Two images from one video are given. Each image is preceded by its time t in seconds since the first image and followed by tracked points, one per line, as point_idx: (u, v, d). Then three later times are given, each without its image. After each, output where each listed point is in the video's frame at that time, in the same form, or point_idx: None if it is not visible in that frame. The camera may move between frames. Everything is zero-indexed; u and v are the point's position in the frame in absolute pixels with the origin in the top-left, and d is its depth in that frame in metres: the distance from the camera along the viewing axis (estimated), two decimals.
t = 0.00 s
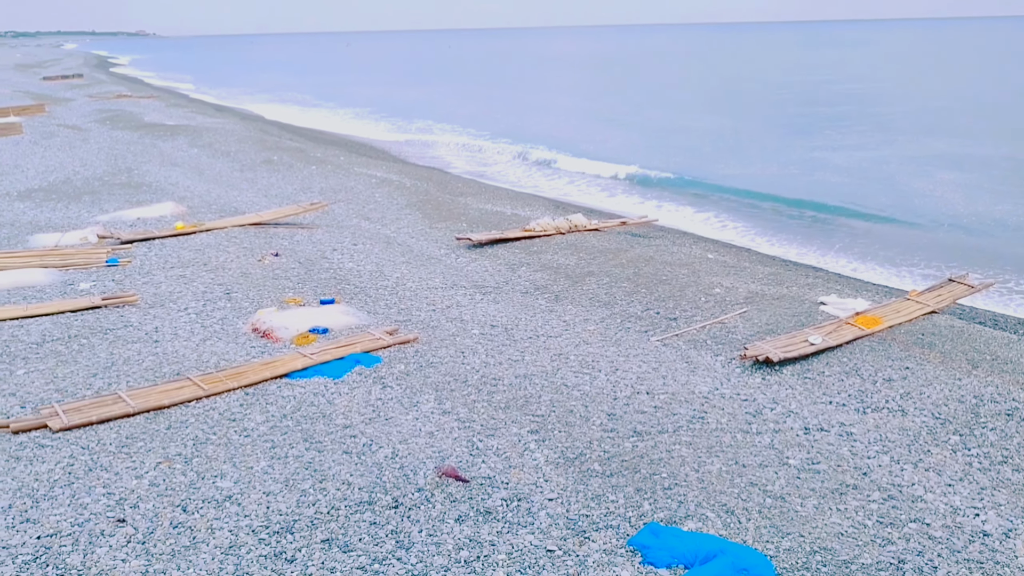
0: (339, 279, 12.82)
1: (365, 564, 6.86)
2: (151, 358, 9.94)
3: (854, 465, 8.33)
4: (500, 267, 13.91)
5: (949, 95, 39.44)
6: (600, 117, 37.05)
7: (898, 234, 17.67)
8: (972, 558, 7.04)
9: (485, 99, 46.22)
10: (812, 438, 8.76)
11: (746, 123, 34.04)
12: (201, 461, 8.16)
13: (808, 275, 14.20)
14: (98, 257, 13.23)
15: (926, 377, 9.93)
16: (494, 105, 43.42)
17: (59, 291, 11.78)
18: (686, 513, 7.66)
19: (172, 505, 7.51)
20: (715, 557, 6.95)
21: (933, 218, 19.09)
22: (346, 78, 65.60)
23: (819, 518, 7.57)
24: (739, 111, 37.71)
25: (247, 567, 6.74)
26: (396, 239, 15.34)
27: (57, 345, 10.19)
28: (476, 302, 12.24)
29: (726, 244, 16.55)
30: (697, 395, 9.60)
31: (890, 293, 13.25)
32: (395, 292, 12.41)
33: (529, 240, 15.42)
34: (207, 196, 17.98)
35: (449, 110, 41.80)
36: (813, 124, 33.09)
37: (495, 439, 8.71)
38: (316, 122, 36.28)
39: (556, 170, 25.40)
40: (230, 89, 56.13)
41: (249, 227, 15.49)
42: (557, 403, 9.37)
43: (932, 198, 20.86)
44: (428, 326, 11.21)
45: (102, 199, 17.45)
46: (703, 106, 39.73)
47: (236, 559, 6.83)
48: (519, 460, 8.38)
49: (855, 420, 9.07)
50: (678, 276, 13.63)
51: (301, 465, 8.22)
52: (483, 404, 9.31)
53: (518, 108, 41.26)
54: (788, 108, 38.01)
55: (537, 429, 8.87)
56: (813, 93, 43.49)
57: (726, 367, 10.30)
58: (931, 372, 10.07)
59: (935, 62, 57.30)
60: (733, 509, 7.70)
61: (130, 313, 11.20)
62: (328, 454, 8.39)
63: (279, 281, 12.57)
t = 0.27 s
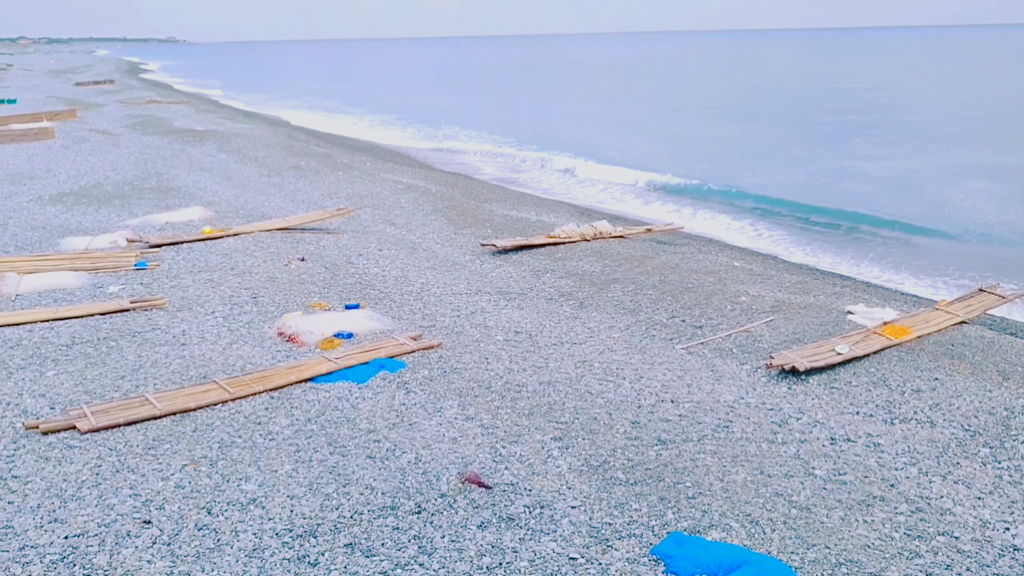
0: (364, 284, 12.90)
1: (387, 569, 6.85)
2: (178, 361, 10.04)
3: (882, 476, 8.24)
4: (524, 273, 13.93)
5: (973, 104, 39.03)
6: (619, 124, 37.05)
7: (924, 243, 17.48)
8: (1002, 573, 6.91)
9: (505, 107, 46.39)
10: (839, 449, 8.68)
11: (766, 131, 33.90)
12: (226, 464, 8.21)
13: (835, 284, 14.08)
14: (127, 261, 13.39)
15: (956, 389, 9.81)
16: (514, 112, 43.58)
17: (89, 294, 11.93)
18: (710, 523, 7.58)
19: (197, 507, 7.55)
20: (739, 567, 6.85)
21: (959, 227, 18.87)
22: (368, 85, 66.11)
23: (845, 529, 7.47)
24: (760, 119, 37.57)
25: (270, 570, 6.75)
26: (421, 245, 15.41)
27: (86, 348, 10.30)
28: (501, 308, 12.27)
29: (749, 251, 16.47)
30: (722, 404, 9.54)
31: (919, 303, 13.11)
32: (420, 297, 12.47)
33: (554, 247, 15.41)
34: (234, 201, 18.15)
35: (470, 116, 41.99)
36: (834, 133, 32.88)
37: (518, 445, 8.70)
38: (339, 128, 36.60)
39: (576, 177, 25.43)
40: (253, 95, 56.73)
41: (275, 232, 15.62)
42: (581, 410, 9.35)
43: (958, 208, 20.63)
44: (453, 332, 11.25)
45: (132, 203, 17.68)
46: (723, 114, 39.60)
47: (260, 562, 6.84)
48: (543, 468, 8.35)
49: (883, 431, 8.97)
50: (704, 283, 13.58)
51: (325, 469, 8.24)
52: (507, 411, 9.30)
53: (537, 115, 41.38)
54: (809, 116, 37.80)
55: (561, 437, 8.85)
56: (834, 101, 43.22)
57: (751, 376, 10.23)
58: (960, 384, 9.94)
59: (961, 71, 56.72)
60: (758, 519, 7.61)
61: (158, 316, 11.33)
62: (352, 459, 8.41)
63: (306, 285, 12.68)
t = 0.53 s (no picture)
0: (386, 289, 12.97)
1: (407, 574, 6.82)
2: (202, 364, 10.12)
3: (907, 487, 8.14)
4: (545, 278, 13.95)
5: (995, 111, 38.55)
6: (636, 130, 37.01)
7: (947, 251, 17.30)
8: None
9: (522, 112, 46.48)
10: (863, 458, 8.59)
11: (785, 137, 33.70)
12: (248, 467, 8.24)
13: (860, 292, 13.97)
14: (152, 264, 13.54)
15: (983, 399, 9.69)
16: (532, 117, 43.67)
17: (115, 297, 12.07)
18: (732, 531, 7.49)
19: (219, 509, 7.58)
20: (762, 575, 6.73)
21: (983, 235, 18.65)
22: (387, 90, 66.51)
23: (869, 540, 7.36)
24: (780, 125, 37.38)
25: (291, 574, 6.74)
26: (443, 250, 15.47)
27: (111, 350, 10.42)
28: (522, 313, 12.29)
29: (770, 257, 16.38)
30: (745, 412, 9.49)
31: (946, 312, 12.97)
32: (442, 303, 12.52)
33: (576, 252, 15.42)
34: (259, 205, 18.30)
35: (488, 122, 42.13)
36: (853, 139, 32.63)
37: (539, 452, 8.67)
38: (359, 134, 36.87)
39: (593, 183, 25.43)
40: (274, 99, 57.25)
41: (300, 236, 15.73)
42: (602, 417, 9.32)
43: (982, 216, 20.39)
44: (474, 337, 11.28)
45: (158, 207, 17.88)
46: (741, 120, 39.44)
47: (281, 565, 6.85)
48: (563, 474, 8.31)
49: (908, 441, 8.88)
50: (727, 290, 13.52)
51: (346, 473, 8.25)
52: (528, 417, 9.29)
53: (554, 121, 41.41)
54: (828, 123, 37.54)
55: (581, 443, 8.82)
56: (853, 107, 42.88)
57: (774, 384, 10.17)
58: (987, 394, 9.82)
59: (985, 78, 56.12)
60: (780, 528, 7.52)
61: (183, 319, 11.44)
62: (373, 463, 8.42)
63: (329, 290, 12.77)
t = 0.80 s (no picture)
0: (406, 293, 13.02)
1: None
2: (223, 367, 10.19)
3: (930, 497, 8.05)
4: (565, 283, 13.95)
5: (1016, 119, 38.16)
6: (652, 136, 36.97)
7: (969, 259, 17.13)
8: None
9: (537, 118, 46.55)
10: (885, 467, 8.52)
11: (802, 144, 33.53)
12: (268, 469, 8.27)
13: (883, 299, 13.87)
14: (174, 266, 13.65)
15: (1008, 409, 9.58)
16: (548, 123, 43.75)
17: (137, 299, 12.17)
18: (752, 539, 7.40)
19: (239, 511, 7.60)
20: None
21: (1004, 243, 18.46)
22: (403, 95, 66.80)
23: (892, 549, 7.27)
24: (798, 131, 37.21)
25: None
26: (462, 254, 15.51)
27: (134, 352, 10.50)
28: (541, 318, 12.30)
29: (789, 263, 16.29)
30: (765, 419, 9.43)
31: (969, 320, 12.85)
32: (461, 307, 12.55)
33: (596, 257, 15.40)
34: (280, 209, 18.42)
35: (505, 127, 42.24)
36: (871, 146, 32.43)
37: (558, 457, 8.65)
38: (376, 138, 37.07)
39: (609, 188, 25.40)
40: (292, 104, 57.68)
41: (320, 240, 15.82)
42: (622, 423, 9.30)
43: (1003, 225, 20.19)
44: (493, 342, 11.30)
45: (180, 210, 18.03)
46: (757, 126, 39.29)
47: (300, 567, 6.84)
48: (582, 480, 8.27)
49: (931, 450, 8.80)
50: (748, 296, 13.46)
51: (365, 476, 8.26)
52: (546, 422, 9.29)
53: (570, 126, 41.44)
54: (845, 129, 37.32)
55: (600, 449, 8.79)
56: (871, 114, 42.62)
57: (795, 392, 10.11)
58: (1012, 404, 9.71)
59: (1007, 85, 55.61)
60: (800, 537, 7.43)
61: (205, 322, 11.53)
62: (392, 467, 8.43)
63: (349, 293, 12.84)
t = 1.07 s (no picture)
0: (423, 296, 13.06)
1: None
2: (241, 369, 10.26)
3: (950, 506, 7.97)
4: (582, 288, 13.95)
5: None
6: (665, 141, 36.93)
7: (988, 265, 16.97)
8: None
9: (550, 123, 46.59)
10: (904, 475, 8.45)
11: (816, 149, 33.37)
12: (285, 471, 8.30)
13: (903, 306, 13.77)
14: (193, 269, 13.75)
15: None
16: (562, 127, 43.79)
17: (157, 301, 12.26)
18: (769, 547, 7.34)
19: (256, 513, 7.62)
20: None
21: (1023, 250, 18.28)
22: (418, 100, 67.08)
23: (911, 559, 7.19)
24: (813, 137, 37.05)
25: None
26: (479, 258, 15.53)
27: (153, 354, 10.57)
28: (558, 323, 12.30)
29: (805, 269, 16.21)
30: (783, 425, 9.39)
31: (990, 327, 12.73)
32: (478, 311, 12.57)
33: (613, 262, 15.38)
34: (298, 212, 18.53)
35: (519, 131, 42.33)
36: (886, 152, 32.23)
37: (574, 462, 8.62)
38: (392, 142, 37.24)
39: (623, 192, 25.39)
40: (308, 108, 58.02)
41: (338, 244, 15.89)
42: (639, 429, 9.27)
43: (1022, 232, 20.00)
44: (510, 346, 11.31)
45: (199, 213, 18.17)
46: (771, 132, 39.14)
47: (316, 570, 6.84)
48: (598, 486, 8.24)
49: (952, 459, 8.72)
50: (767, 302, 13.40)
51: (382, 479, 8.26)
52: (563, 427, 9.28)
53: (583, 132, 41.47)
54: (860, 135, 37.11)
55: (616, 454, 8.77)
56: (886, 120, 42.38)
57: (813, 398, 10.05)
58: None
59: None
60: (818, 545, 7.37)
61: (223, 324, 11.60)
62: (408, 470, 8.43)
63: (366, 297, 12.89)
